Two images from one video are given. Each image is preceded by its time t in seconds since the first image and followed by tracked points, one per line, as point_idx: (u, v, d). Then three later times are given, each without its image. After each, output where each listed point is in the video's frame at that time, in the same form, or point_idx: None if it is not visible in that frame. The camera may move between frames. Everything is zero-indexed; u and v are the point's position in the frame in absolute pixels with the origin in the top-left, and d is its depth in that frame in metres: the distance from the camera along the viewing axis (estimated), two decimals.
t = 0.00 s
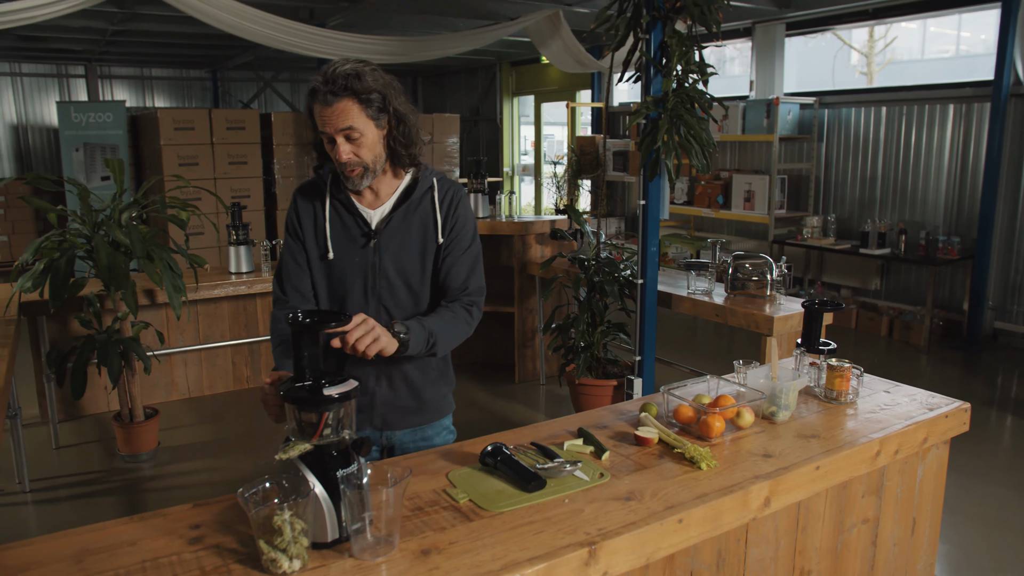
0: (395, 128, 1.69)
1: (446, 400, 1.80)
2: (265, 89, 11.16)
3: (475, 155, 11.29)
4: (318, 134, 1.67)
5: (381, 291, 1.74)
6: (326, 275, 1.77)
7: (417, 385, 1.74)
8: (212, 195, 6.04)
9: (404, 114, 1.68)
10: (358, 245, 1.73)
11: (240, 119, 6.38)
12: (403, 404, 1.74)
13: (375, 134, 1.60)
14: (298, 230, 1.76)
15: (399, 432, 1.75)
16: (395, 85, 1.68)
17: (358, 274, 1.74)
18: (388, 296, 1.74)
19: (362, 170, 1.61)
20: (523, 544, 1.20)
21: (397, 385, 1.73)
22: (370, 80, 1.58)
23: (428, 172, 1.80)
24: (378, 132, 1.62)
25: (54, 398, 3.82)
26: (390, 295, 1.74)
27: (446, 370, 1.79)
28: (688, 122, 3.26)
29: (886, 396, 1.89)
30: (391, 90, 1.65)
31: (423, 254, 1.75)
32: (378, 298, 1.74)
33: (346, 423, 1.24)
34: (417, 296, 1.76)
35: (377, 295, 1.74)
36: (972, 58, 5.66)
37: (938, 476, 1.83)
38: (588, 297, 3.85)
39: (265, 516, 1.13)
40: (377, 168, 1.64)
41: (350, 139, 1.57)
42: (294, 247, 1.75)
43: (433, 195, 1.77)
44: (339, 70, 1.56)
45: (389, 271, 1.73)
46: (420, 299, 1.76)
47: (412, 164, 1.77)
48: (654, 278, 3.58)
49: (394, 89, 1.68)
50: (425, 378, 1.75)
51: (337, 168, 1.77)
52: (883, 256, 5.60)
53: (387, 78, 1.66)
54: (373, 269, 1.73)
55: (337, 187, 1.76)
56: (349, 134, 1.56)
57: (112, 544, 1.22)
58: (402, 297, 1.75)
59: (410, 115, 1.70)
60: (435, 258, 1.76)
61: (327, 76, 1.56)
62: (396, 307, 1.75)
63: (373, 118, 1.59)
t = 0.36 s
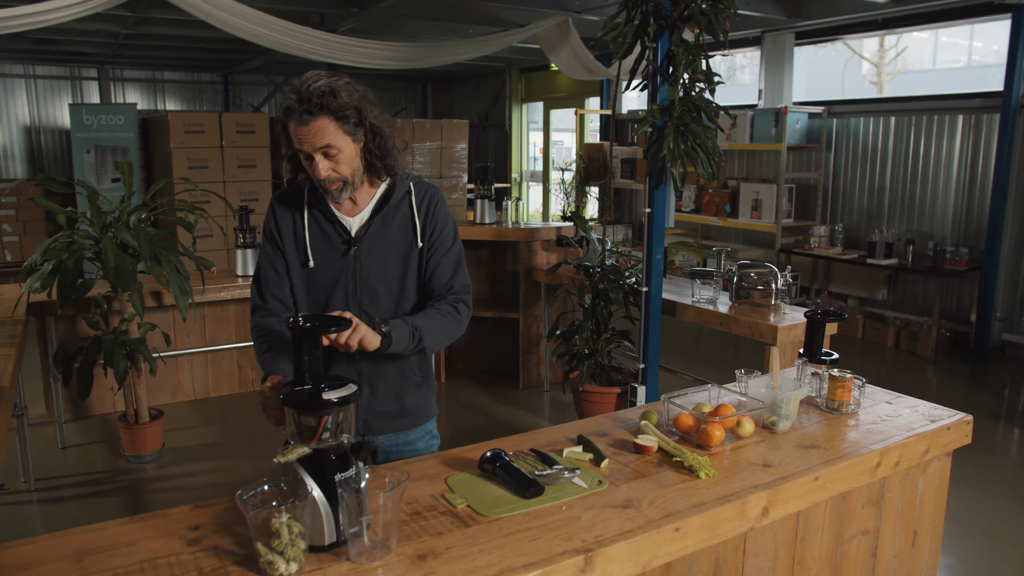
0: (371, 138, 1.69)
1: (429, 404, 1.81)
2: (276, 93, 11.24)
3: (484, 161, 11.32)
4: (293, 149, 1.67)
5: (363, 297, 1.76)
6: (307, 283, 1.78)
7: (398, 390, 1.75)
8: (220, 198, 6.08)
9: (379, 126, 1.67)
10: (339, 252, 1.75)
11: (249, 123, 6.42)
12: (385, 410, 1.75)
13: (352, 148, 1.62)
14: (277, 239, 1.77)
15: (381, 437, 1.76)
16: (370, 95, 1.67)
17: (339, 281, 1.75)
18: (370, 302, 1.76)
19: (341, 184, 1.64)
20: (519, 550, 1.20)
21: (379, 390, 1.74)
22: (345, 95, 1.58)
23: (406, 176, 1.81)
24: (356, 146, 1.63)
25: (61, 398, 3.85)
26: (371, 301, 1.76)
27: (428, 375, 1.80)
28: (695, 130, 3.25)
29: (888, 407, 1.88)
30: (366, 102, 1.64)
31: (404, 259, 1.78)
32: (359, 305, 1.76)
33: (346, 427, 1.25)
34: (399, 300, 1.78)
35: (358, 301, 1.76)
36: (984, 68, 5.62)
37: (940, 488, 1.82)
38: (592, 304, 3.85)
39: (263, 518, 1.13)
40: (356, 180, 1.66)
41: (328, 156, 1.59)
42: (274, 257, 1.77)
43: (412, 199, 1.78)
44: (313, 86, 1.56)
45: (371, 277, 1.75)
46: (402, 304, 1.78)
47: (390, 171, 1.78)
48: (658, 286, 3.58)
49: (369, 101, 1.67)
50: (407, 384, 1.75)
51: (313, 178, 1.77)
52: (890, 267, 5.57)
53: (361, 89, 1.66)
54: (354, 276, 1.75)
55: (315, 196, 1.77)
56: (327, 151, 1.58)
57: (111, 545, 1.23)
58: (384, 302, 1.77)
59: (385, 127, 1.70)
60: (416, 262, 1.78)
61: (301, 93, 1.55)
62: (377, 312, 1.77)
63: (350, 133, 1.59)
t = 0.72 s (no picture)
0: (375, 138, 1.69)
1: (441, 404, 1.81)
2: (284, 93, 11.28)
3: (491, 161, 11.33)
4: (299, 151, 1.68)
5: (374, 295, 1.77)
6: (321, 282, 1.80)
7: (409, 387, 1.75)
8: (228, 197, 6.11)
9: (382, 127, 1.66)
10: (349, 251, 1.77)
11: (257, 122, 6.44)
12: (396, 408, 1.75)
13: (355, 149, 1.62)
14: (292, 240, 1.80)
15: (392, 435, 1.76)
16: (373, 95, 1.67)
17: (349, 279, 1.77)
18: (380, 300, 1.77)
19: (348, 185, 1.65)
20: (516, 550, 1.21)
21: (390, 388, 1.74)
22: (346, 97, 1.58)
23: (416, 175, 1.81)
24: (359, 147, 1.63)
25: (67, 394, 3.87)
26: (381, 298, 1.77)
27: (440, 374, 1.80)
28: (700, 132, 3.26)
29: (891, 410, 1.88)
30: (369, 103, 1.64)
31: (413, 256, 1.77)
32: (370, 303, 1.77)
33: (344, 426, 1.25)
34: (409, 297, 1.78)
35: (368, 299, 1.77)
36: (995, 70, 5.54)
37: (943, 491, 1.81)
38: (597, 305, 3.84)
39: (262, 516, 1.14)
40: (362, 180, 1.67)
41: (332, 157, 1.59)
42: (289, 257, 1.79)
43: (421, 196, 1.78)
44: (312, 90, 1.56)
45: (381, 275, 1.76)
46: (412, 302, 1.78)
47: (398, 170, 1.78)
48: (662, 288, 3.57)
49: (371, 101, 1.66)
50: (418, 382, 1.75)
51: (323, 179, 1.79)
52: (897, 269, 5.54)
53: (364, 91, 1.65)
54: (364, 274, 1.76)
55: (327, 196, 1.79)
56: (331, 153, 1.58)
57: (112, 540, 1.24)
58: (394, 300, 1.77)
59: (389, 126, 1.69)
60: (425, 258, 1.78)
61: (301, 96, 1.55)
62: (387, 310, 1.77)
63: (352, 134, 1.59)
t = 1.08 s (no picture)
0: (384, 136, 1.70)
1: (446, 401, 1.81)
2: (288, 90, 11.29)
3: (495, 159, 11.32)
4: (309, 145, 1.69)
5: (379, 291, 1.77)
6: (327, 278, 1.81)
7: (414, 384, 1.75)
8: (231, 194, 6.12)
9: (391, 123, 1.68)
10: (355, 248, 1.77)
11: (261, 119, 6.45)
12: (401, 404, 1.75)
13: (365, 144, 1.62)
14: (298, 235, 1.80)
15: (396, 432, 1.76)
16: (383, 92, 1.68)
17: (355, 276, 1.77)
18: (385, 297, 1.77)
19: (356, 180, 1.65)
20: (512, 546, 1.21)
21: (395, 385, 1.74)
22: (358, 91, 1.59)
23: (423, 173, 1.82)
24: (368, 142, 1.63)
25: (70, 390, 3.89)
26: (386, 296, 1.77)
27: (444, 370, 1.80)
28: (703, 130, 3.25)
29: (891, 409, 1.87)
30: (380, 99, 1.65)
31: (419, 253, 1.77)
32: (375, 300, 1.77)
33: (340, 421, 1.26)
34: (413, 295, 1.79)
35: (374, 296, 1.77)
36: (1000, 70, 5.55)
37: (942, 491, 1.81)
38: (598, 303, 3.84)
39: (258, 512, 1.14)
40: (370, 176, 1.67)
41: (340, 150, 1.60)
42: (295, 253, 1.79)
43: (428, 194, 1.79)
44: (325, 83, 1.57)
45: (387, 271, 1.76)
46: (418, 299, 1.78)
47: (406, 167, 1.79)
48: (664, 286, 3.57)
49: (383, 98, 1.68)
50: (423, 379, 1.76)
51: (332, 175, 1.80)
52: (900, 268, 5.52)
53: (375, 87, 1.67)
54: (369, 271, 1.76)
55: (334, 192, 1.80)
56: (340, 146, 1.59)
57: (110, 535, 1.24)
58: (399, 297, 1.77)
59: (398, 123, 1.70)
60: (431, 255, 1.78)
61: (314, 89, 1.57)
62: (392, 307, 1.77)
63: (362, 128, 1.60)
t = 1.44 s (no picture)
0: (386, 129, 1.72)
1: (445, 402, 1.81)
2: (289, 91, 11.30)
3: (496, 158, 11.32)
4: (313, 138, 1.70)
5: (378, 292, 1.76)
6: (327, 276, 1.81)
7: (412, 385, 1.75)
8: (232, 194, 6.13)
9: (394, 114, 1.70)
10: (354, 247, 1.77)
11: (262, 120, 6.45)
12: (399, 404, 1.75)
13: (367, 133, 1.63)
14: (300, 234, 1.81)
15: (395, 431, 1.77)
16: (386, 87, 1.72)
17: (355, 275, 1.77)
18: (384, 297, 1.76)
19: (357, 169, 1.64)
20: (510, 544, 1.21)
21: (393, 385, 1.75)
22: (361, 81, 1.62)
23: (424, 172, 1.82)
24: (371, 132, 1.65)
25: (71, 391, 3.90)
26: (384, 296, 1.76)
27: (443, 372, 1.80)
28: (702, 128, 3.25)
29: (889, 406, 1.87)
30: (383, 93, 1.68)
31: (418, 254, 1.77)
32: (373, 300, 1.76)
33: (338, 421, 1.26)
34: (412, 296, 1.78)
35: (372, 296, 1.76)
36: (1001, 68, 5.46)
37: (941, 488, 1.81)
38: (599, 301, 3.84)
39: (256, 511, 1.14)
40: (372, 167, 1.67)
41: (343, 139, 1.60)
42: (296, 251, 1.80)
43: (428, 195, 1.78)
44: (330, 72, 1.59)
45: (385, 271, 1.76)
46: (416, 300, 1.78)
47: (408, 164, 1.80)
48: (664, 284, 3.57)
49: (385, 91, 1.71)
50: (421, 380, 1.76)
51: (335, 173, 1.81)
52: (901, 266, 5.52)
53: (377, 81, 1.70)
54: (368, 270, 1.76)
55: (336, 190, 1.80)
56: (343, 134, 1.59)
57: (109, 534, 1.25)
58: (398, 298, 1.77)
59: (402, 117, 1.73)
60: (429, 256, 1.77)
61: (318, 79, 1.59)
62: (391, 307, 1.77)
63: (365, 118, 1.61)
